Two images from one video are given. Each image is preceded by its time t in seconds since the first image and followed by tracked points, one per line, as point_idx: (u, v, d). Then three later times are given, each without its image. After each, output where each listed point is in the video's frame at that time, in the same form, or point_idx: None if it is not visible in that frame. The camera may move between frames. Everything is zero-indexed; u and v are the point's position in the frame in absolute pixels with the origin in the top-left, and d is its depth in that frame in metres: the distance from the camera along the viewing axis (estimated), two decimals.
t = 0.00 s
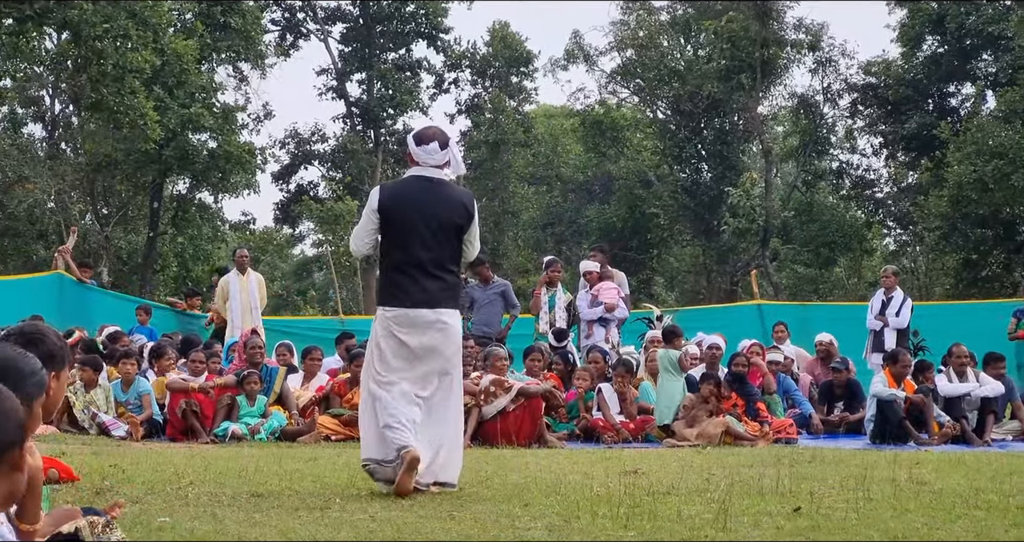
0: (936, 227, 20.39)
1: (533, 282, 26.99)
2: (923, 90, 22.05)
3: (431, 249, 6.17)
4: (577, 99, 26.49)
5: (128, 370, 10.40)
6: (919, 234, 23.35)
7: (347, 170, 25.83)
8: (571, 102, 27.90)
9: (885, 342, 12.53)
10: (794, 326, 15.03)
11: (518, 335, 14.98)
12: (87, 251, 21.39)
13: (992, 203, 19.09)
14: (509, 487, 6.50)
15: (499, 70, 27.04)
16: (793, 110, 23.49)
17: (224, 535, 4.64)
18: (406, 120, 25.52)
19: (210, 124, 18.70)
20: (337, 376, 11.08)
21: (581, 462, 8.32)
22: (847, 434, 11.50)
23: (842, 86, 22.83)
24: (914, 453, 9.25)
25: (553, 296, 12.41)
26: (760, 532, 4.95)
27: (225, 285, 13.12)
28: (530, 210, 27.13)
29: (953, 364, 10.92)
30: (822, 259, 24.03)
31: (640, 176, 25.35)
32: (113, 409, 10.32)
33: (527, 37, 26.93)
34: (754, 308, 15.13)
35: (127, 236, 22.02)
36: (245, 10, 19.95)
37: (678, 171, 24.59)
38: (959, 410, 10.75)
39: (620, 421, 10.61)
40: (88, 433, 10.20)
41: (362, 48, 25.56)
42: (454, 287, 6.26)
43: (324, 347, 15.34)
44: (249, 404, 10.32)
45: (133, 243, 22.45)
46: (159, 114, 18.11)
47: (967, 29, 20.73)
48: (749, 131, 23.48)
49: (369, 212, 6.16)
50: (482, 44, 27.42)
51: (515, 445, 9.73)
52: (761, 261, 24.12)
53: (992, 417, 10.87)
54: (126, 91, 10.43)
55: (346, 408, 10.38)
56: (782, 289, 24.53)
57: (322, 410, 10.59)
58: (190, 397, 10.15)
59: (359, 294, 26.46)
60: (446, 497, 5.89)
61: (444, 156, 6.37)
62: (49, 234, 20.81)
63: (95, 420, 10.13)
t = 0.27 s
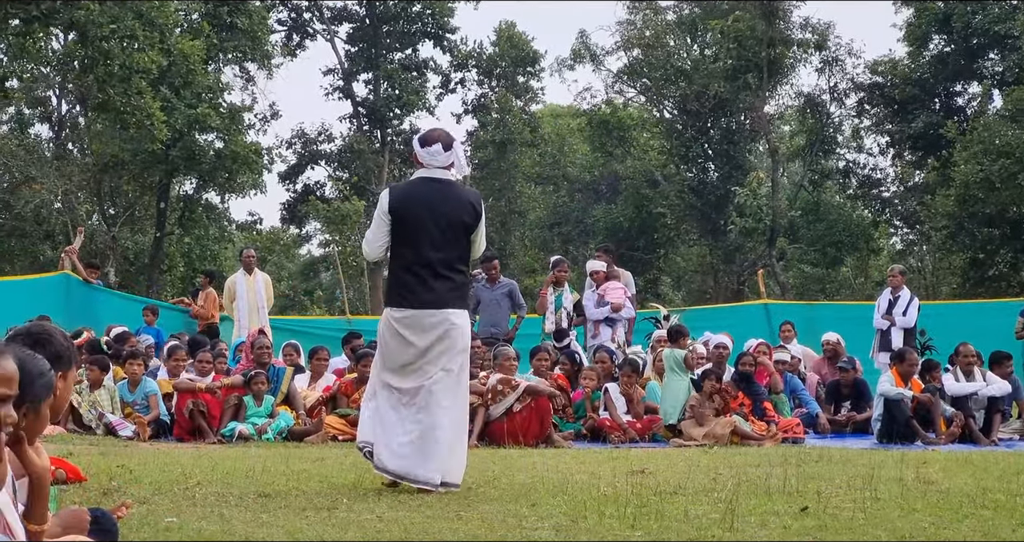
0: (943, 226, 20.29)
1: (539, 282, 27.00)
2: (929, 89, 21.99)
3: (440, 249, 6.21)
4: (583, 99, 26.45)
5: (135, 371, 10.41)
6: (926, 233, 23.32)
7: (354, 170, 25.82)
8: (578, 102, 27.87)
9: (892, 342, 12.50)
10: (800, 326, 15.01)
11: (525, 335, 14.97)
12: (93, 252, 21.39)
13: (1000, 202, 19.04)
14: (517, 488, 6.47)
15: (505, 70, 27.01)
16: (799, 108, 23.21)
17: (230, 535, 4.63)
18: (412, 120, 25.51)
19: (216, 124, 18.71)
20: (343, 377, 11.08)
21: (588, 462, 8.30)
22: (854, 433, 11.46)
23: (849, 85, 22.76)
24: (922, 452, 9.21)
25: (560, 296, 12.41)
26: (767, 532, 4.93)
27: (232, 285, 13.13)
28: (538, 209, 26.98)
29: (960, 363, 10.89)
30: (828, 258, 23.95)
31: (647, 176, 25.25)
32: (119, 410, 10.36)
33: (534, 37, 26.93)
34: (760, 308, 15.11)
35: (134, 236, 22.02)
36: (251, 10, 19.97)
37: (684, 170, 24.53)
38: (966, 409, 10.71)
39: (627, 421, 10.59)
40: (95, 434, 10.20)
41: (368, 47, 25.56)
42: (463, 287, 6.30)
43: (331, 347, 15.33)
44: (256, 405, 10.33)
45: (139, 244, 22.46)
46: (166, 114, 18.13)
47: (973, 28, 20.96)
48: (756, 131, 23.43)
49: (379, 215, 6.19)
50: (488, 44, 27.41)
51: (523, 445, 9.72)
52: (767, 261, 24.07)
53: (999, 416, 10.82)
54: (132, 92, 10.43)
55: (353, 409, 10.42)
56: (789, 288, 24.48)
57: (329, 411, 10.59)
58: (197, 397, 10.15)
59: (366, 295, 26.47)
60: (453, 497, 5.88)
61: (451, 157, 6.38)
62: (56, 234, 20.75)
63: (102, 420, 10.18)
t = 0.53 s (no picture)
0: (948, 226, 20.26)
1: (545, 282, 27.02)
2: (934, 89, 21.94)
3: (439, 253, 6.22)
4: (588, 99, 26.44)
5: (140, 371, 10.42)
6: (931, 233, 23.31)
7: (359, 170, 25.81)
8: (582, 102, 27.84)
9: (897, 342, 12.45)
10: (806, 326, 14.97)
11: (532, 335, 14.95)
12: (99, 252, 21.41)
13: (1005, 202, 19.01)
14: (521, 488, 6.45)
15: (510, 70, 27.00)
16: (804, 108, 23.40)
17: (235, 536, 4.62)
18: (417, 120, 25.50)
19: (221, 124, 18.73)
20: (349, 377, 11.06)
21: (593, 462, 8.28)
22: (859, 433, 11.42)
23: (853, 85, 22.69)
24: (926, 452, 9.18)
25: (565, 297, 12.40)
26: (773, 532, 4.90)
27: (237, 286, 13.12)
28: (543, 209, 26.99)
29: (965, 363, 10.83)
30: (834, 258, 23.92)
31: (652, 176, 24.99)
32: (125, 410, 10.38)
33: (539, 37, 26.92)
34: (765, 307, 15.08)
35: (139, 237, 22.05)
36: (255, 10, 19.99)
37: (689, 170, 24.46)
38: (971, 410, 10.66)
39: (633, 421, 10.56)
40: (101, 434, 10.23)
41: (373, 48, 25.56)
42: (465, 289, 6.30)
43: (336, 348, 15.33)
44: (262, 405, 10.32)
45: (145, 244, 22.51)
46: (171, 115, 18.14)
47: (978, 28, 20.88)
48: (761, 131, 23.37)
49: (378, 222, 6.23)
50: (493, 44, 27.40)
51: (528, 445, 9.70)
52: (773, 261, 24.03)
53: (1005, 416, 10.75)
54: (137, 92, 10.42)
55: (359, 409, 10.34)
56: (794, 288, 24.45)
57: (334, 411, 10.57)
58: (202, 397, 10.17)
59: (372, 295, 26.50)
60: (457, 497, 5.87)
61: (445, 160, 6.38)
62: (62, 235, 20.86)
63: (108, 421, 10.16)
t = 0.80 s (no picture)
0: (953, 227, 20.20)
1: (550, 282, 27.03)
2: (939, 89, 21.89)
3: (436, 252, 6.38)
4: (594, 100, 26.43)
5: (146, 372, 10.42)
6: (937, 233, 23.27)
7: (364, 171, 25.80)
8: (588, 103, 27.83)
9: (903, 342, 12.43)
10: (811, 326, 14.96)
11: (538, 335, 14.95)
12: (105, 253, 21.45)
13: (1011, 202, 18.98)
14: (526, 488, 6.46)
15: (515, 71, 27.02)
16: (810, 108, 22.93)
17: (242, 536, 4.63)
18: (423, 120, 25.51)
19: (227, 125, 18.75)
20: (354, 378, 11.07)
21: (599, 462, 8.28)
22: (865, 434, 11.40)
23: (859, 85, 22.61)
24: (933, 452, 9.17)
25: (570, 297, 12.37)
26: (778, 532, 4.90)
27: (242, 287, 13.12)
28: (548, 210, 26.97)
29: (971, 363, 10.81)
30: (840, 258, 23.89)
31: (657, 176, 25.11)
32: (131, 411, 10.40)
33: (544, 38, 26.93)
34: (770, 308, 15.08)
35: (145, 237, 22.07)
36: (261, 11, 20.00)
37: (695, 171, 24.41)
38: (977, 410, 10.64)
39: (638, 421, 10.55)
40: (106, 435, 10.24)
41: (379, 48, 25.58)
42: (463, 288, 6.45)
43: (342, 348, 15.34)
44: (268, 406, 10.35)
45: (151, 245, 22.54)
46: (177, 116, 18.15)
47: (984, 28, 20.79)
48: (767, 131, 23.33)
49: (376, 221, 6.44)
50: (499, 44, 27.40)
51: (533, 446, 9.70)
52: (778, 261, 24.00)
53: (1011, 416, 10.74)
54: (142, 93, 10.43)
55: (365, 410, 10.33)
56: (800, 289, 24.43)
57: (340, 412, 10.58)
58: (208, 398, 10.20)
59: (378, 296, 26.55)
60: (462, 497, 5.88)
61: (441, 159, 6.54)
62: (68, 236, 20.92)
63: (112, 422, 10.22)
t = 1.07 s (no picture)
0: (959, 226, 20.15)
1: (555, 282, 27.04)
2: (944, 88, 21.85)
3: (441, 254, 6.51)
4: (599, 99, 26.45)
5: (151, 372, 10.39)
6: (942, 232, 23.23)
7: (369, 170, 25.81)
8: (593, 102, 27.83)
9: (908, 341, 12.41)
10: (816, 325, 14.94)
11: (542, 334, 14.94)
12: (110, 253, 21.50)
13: (1016, 201, 18.95)
14: (530, 488, 6.45)
15: (520, 71, 27.03)
16: (814, 108, 23.26)
17: (247, 536, 4.62)
18: (428, 120, 25.54)
19: (232, 125, 18.79)
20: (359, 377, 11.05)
21: (603, 462, 8.27)
22: (870, 433, 11.37)
23: (863, 84, 22.55)
24: (937, 451, 9.15)
25: (576, 297, 12.36)
26: (783, 532, 4.87)
27: (247, 286, 13.11)
28: (553, 210, 27.05)
29: (976, 363, 10.78)
30: (844, 257, 23.89)
31: (662, 176, 25.13)
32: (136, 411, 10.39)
33: (549, 37, 26.93)
34: (775, 307, 15.06)
35: (149, 238, 22.07)
36: (266, 12, 20.03)
37: (700, 170, 24.35)
38: (982, 409, 10.61)
39: (643, 421, 10.51)
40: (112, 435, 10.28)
41: (384, 48, 25.60)
42: (468, 289, 6.56)
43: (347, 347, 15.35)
44: (273, 405, 10.33)
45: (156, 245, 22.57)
46: (181, 117, 18.18)
47: (989, 27, 20.71)
48: (772, 130, 23.27)
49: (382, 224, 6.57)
50: (503, 44, 27.40)
51: (538, 445, 9.70)
52: (783, 261, 23.98)
53: (1016, 415, 10.70)
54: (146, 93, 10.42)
55: (370, 409, 10.34)
56: (804, 288, 24.41)
57: (344, 411, 10.55)
58: (213, 399, 10.14)
59: (383, 295, 26.57)
60: (467, 497, 5.86)
61: (446, 163, 6.64)
62: (73, 236, 20.97)
63: (117, 421, 10.26)
